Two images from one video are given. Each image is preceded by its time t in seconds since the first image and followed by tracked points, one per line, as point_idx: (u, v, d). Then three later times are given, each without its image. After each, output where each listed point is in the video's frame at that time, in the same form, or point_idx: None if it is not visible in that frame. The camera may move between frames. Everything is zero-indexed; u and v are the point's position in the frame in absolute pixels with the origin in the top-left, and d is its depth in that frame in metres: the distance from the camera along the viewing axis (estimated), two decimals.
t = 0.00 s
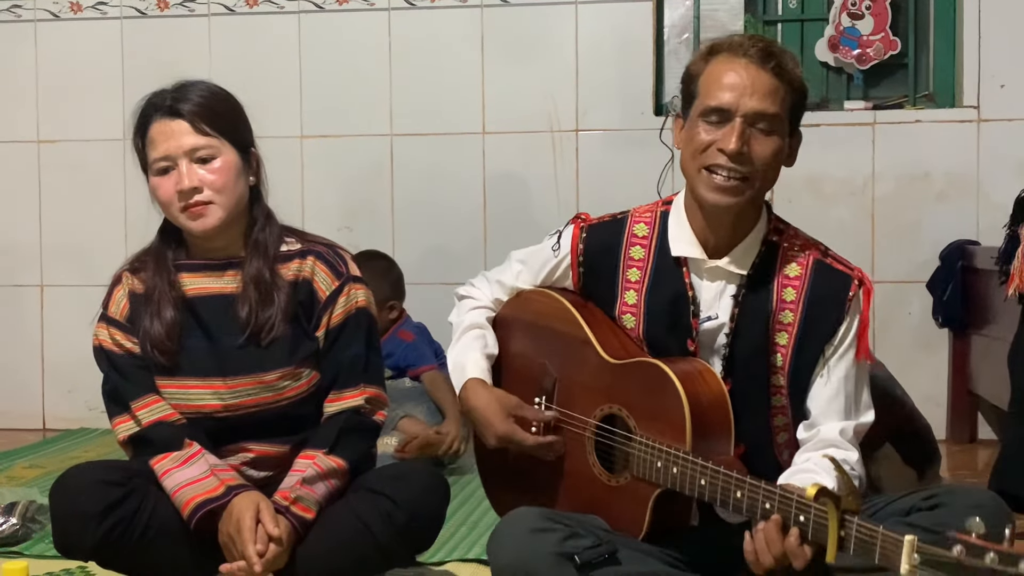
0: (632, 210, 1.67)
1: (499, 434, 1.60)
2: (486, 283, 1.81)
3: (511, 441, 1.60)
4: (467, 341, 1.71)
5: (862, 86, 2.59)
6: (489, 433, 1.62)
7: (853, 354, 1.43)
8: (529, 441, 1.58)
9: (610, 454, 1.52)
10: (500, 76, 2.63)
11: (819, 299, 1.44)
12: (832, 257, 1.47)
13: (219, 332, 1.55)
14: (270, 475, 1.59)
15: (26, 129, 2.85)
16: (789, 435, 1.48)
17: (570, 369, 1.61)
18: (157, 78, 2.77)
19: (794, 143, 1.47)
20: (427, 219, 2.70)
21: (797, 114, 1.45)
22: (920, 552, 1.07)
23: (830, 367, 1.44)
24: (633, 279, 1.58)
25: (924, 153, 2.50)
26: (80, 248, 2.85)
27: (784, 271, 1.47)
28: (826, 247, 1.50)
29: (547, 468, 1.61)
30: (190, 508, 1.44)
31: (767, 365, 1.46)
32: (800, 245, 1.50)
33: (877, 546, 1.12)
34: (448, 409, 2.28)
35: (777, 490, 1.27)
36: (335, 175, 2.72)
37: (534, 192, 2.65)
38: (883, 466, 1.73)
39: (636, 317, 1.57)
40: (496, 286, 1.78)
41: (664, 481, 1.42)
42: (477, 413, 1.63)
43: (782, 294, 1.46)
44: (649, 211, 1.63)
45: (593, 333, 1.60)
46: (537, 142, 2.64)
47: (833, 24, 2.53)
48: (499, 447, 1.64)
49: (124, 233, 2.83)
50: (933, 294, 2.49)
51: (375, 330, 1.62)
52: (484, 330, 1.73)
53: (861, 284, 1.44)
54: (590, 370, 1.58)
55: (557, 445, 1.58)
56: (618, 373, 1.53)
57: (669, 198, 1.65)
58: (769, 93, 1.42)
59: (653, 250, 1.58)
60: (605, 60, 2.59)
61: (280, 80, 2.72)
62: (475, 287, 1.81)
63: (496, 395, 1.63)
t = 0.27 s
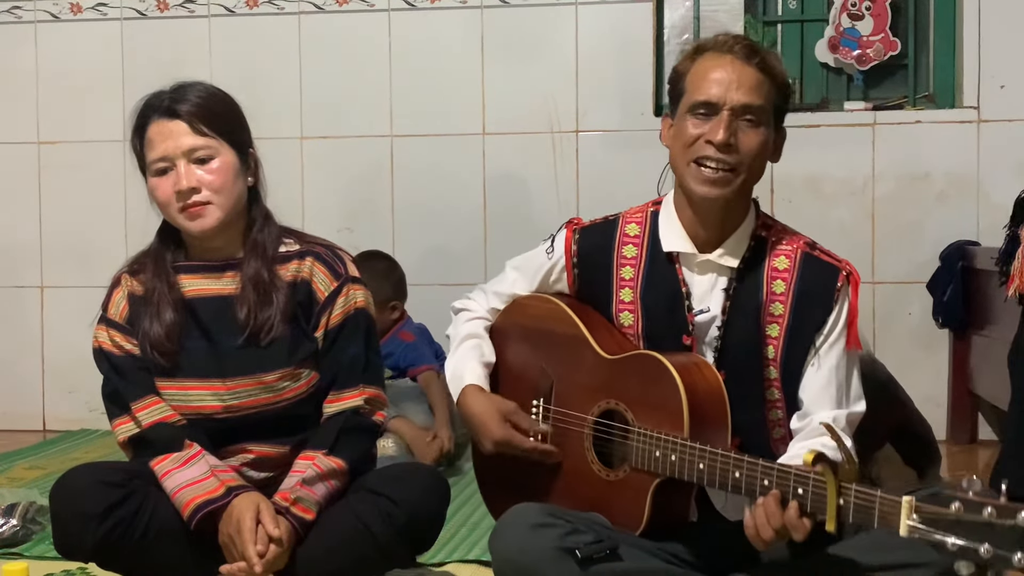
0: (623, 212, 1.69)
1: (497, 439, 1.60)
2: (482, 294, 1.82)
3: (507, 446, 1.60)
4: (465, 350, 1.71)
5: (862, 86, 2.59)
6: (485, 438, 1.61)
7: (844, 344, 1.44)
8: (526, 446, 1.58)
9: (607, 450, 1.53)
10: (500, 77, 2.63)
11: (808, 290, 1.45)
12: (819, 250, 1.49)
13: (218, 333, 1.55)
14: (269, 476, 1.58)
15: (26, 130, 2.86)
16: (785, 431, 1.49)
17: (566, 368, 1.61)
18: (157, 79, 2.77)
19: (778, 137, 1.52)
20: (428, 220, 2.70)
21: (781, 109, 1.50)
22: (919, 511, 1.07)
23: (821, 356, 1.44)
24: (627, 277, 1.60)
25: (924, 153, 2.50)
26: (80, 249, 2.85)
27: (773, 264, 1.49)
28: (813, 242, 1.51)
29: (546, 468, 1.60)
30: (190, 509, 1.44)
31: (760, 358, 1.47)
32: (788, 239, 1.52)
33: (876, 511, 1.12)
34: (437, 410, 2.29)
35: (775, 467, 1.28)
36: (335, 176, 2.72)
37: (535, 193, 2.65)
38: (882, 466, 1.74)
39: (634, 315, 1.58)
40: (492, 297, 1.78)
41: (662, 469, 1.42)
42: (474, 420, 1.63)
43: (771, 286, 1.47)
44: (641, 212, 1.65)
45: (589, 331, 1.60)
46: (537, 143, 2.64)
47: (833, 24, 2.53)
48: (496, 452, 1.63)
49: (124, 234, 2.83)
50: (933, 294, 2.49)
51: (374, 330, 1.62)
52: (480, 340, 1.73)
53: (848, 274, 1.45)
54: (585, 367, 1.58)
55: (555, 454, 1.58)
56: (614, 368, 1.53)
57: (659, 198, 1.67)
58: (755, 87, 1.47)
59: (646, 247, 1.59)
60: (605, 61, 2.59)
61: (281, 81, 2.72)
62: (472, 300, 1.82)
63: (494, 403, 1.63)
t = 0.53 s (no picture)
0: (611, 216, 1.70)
1: (495, 433, 1.61)
2: (477, 304, 1.82)
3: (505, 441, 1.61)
4: (460, 355, 1.72)
5: (861, 86, 2.60)
6: (484, 433, 1.62)
7: (832, 334, 1.46)
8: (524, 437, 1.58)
9: (604, 442, 1.54)
10: (499, 78, 2.64)
11: (795, 282, 1.47)
12: (805, 244, 1.51)
13: (217, 334, 1.55)
14: (268, 477, 1.59)
15: (25, 132, 2.86)
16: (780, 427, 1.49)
17: (560, 367, 1.62)
18: (156, 81, 2.77)
19: (761, 134, 1.54)
20: (427, 221, 2.70)
21: (763, 106, 1.53)
22: (915, 475, 1.11)
23: (810, 347, 1.46)
24: (618, 277, 1.61)
25: (923, 153, 2.50)
26: (80, 251, 2.85)
27: (759, 259, 1.51)
28: (799, 237, 1.54)
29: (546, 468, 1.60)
30: (190, 510, 1.44)
31: (751, 352, 1.49)
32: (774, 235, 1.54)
33: (873, 476, 1.14)
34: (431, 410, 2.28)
35: (770, 444, 1.30)
36: (335, 177, 2.72)
37: (534, 194, 2.65)
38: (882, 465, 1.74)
39: (628, 313, 1.59)
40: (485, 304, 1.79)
41: (659, 459, 1.44)
42: (471, 418, 1.64)
43: (759, 281, 1.50)
44: (628, 214, 1.66)
45: (583, 330, 1.61)
46: (536, 144, 2.64)
47: (832, 24, 2.53)
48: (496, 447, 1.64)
49: (123, 236, 2.83)
50: (932, 294, 2.49)
51: (373, 331, 1.62)
52: (475, 345, 1.73)
53: (833, 265, 1.48)
54: (579, 365, 1.59)
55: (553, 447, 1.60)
56: (608, 364, 1.55)
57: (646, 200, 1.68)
58: (737, 85, 1.49)
59: (634, 246, 1.61)
60: (604, 62, 2.59)
61: (280, 82, 2.72)
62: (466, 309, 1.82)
63: (490, 399, 1.63)
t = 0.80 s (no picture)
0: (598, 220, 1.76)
1: (489, 440, 1.63)
2: (470, 316, 1.85)
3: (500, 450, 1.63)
4: (454, 365, 1.74)
5: (859, 86, 2.59)
6: (478, 441, 1.64)
7: (822, 327, 1.53)
8: (518, 444, 1.62)
9: (599, 441, 1.59)
10: (497, 80, 2.64)
11: (782, 277, 1.55)
12: (789, 240, 1.59)
13: (215, 336, 1.55)
14: (268, 479, 1.59)
15: (23, 135, 2.86)
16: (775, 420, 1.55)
17: (552, 368, 1.67)
18: (155, 83, 2.77)
19: (740, 134, 1.62)
20: (426, 223, 2.70)
21: (741, 106, 1.60)
22: (903, 446, 1.23)
23: (801, 340, 1.53)
24: (607, 279, 1.67)
25: (922, 153, 2.50)
26: (78, 254, 2.85)
27: (747, 256, 1.59)
28: (782, 234, 1.62)
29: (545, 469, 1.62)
30: (189, 511, 1.44)
31: (742, 348, 1.56)
32: (760, 233, 1.62)
33: (862, 451, 1.25)
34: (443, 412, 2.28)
35: (761, 427, 1.39)
36: (334, 178, 2.72)
37: (534, 194, 2.65)
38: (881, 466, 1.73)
39: (619, 314, 1.65)
40: (479, 315, 1.82)
41: (653, 452, 1.49)
42: (467, 425, 1.66)
43: (747, 278, 1.57)
44: (615, 217, 1.72)
45: (576, 333, 1.66)
46: (535, 144, 2.64)
47: (830, 25, 2.54)
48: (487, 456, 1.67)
49: (121, 239, 2.83)
50: (932, 294, 2.49)
51: (372, 333, 1.62)
52: (470, 355, 1.75)
53: (820, 260, 1.55)
54: (572, 365, 1.65)
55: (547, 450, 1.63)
56: (601, 363, 1.60)
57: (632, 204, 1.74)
58: (717, 87, 1.57)
59: (622, 249, 1.67)
60: (603, 62, 2.59)
61: (279, 84, 2.72)
62: (461, 322, 1.85)
63: (485, 407, 1.66)
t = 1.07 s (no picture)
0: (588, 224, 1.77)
1: (488, 438, 1.62)
2: (464, 322, 1.86)
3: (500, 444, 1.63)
4: (450, 369, 1.74)
5: (859, 86, 2.60)
6: (477, 439, 1.64)
7: (816, 322, 1.54)
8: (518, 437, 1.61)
9: (596, 440, 1.59)
10: (497, 80, 2.63)
11: (775, 275, 1.56)
12: (780, 237, 1.60)
13: (215, 337, 1.55)
14: (268, 479, 1.58)
15: (22, 135, 2.85)
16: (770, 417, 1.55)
17: (546, 369, 1.67)
18: (154, 83, 2.77)
19: (727, 134, 1.62)
20: (426, 223, 2.70)
21: (728, 106, 1.61)
22: (896, 435, 1.25)
23: (795, 335, 1.54)
24: (599, 281, 1.67)
25: (921, 153, 2.50)
26: (77, 255, 2.85)
27: (738, 254, 1.59)
28: (772, 231, 1.63)
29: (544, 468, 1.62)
30: (189, 511, 1.44)
31: (736, 346, 1.56)
32: (750, 231, 1.62)
33: (856, 441, 1.27)
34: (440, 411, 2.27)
35: (755, 421, 1.39)
36: (334, 179, 2.72)
37: (534, 195, 2.65)
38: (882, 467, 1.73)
39: (613, 317, 1.65)
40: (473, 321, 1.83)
41: (649, 450, 1.50)
42: (464, 425, 1.65)
43: (738, 276, 1.58)
44: (605, 220, 1.73)
45: (570, 334, 1.66)
46: (535, 145, 2.64)
47: (829, 25, 2.53)
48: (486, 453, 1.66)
49: (121, 239, 2.83)
50: (931, 294, 2.49)
51: (371, 333, 1.62)
52: (465, 359, 1.76)
53: (811, 257, 1.57)
54: (565, 365, 1.65)
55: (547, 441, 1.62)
56: (594, 364, 1.61)
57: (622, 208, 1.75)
58: (703, 87, 1.57)
59: (613, 252, 1.67)
60: (602, 62, 2.59)
61: (278, 84, 2.72)
62: (455, 328, 1.85)
63: (480, 405, 1.66)
